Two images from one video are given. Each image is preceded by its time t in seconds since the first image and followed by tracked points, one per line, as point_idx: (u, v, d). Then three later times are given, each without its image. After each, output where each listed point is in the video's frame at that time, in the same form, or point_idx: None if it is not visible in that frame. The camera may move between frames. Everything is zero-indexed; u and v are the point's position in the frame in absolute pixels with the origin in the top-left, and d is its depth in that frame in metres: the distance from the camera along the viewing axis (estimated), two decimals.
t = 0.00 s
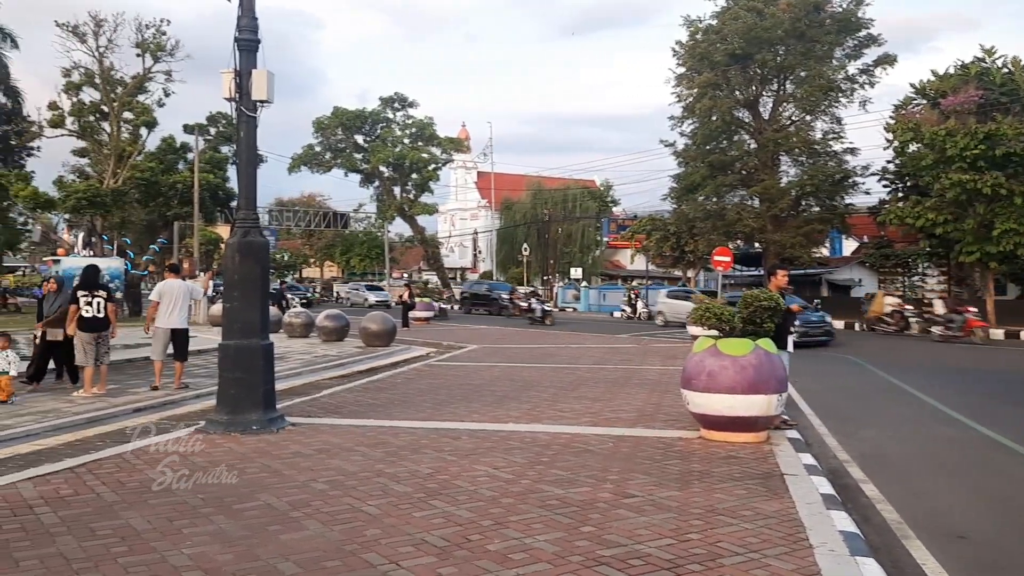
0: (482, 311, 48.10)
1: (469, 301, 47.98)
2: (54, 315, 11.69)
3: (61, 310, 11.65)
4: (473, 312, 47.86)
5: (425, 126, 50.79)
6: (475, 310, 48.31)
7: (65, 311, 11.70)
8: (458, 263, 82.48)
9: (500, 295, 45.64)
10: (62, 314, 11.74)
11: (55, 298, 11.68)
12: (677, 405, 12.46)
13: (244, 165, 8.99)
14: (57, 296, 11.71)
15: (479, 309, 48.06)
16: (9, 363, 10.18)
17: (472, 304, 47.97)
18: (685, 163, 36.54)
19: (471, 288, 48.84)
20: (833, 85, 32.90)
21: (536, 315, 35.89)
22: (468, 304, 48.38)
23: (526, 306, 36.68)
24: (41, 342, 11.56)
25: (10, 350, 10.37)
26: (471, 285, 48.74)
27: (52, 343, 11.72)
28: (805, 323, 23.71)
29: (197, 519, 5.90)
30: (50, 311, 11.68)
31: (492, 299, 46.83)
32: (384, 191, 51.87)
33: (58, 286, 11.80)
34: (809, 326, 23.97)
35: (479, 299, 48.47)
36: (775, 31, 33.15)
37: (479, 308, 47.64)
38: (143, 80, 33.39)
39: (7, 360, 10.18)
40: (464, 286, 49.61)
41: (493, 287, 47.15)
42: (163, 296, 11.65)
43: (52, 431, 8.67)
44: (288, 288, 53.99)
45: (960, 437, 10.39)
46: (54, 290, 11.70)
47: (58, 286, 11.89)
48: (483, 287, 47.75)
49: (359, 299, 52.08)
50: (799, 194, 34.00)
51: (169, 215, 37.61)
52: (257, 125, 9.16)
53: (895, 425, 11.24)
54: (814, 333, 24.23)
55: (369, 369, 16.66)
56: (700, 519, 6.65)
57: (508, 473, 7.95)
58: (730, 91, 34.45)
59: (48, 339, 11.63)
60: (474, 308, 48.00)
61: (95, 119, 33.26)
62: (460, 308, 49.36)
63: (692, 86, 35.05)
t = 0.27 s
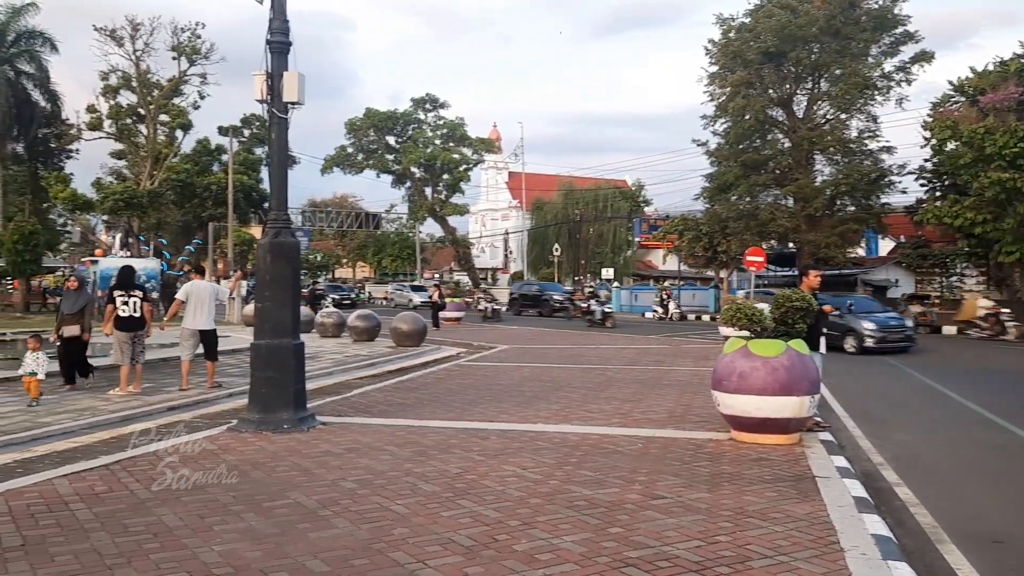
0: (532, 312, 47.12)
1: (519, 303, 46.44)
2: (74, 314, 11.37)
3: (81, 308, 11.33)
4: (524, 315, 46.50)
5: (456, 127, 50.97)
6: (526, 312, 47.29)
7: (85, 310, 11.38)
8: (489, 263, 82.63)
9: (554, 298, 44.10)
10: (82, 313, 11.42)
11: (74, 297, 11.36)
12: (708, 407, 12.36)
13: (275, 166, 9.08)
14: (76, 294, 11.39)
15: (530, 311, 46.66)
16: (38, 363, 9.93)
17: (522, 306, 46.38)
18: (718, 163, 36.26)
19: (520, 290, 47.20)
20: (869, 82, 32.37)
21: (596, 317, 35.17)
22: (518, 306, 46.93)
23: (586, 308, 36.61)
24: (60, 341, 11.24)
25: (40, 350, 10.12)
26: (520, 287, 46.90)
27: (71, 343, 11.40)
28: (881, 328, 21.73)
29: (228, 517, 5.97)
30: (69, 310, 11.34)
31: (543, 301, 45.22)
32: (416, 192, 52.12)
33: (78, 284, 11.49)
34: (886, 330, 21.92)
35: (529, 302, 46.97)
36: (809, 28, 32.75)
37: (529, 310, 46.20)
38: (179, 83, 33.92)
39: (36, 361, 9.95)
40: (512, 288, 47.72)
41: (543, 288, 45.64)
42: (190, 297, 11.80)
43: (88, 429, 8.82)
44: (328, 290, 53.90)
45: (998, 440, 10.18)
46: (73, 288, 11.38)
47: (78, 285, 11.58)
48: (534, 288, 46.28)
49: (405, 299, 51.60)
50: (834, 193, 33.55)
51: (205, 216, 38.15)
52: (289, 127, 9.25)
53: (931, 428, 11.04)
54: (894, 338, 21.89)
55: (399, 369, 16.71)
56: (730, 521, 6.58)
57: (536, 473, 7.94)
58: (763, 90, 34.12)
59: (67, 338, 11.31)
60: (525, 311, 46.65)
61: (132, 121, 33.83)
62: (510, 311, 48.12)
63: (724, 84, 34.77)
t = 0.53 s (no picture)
0: (574, 312, 46.33)
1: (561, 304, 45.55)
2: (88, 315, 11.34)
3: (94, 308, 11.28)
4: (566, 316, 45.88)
5: (478, 128, 51.03)
6: (568, 312, 46.55)
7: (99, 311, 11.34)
8: (511, 263, 82.66)
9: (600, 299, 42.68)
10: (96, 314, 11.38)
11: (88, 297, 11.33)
12: (729, 408, 12.27)
13: (296, 167, 9.16)
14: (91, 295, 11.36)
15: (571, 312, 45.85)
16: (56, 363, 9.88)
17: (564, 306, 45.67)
18: (741, 162, 36.03)
19: (561, 290, 46.63)
20: (894, 80, 31.97)
21: (647, 318, 34.03)
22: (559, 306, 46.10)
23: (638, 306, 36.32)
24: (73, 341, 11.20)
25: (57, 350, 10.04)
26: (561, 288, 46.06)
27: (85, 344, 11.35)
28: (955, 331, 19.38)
29: (248, 515, 6.02)
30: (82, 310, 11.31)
31: (585, 302, 44.33)
32: (438, 192, 52.26)
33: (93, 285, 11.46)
34: (961, 335, 19.36)
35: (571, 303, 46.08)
36: (834, 26, 32.45)
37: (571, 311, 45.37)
38: (204, 84, 34.26)
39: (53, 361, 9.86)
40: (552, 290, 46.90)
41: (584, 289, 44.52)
42: (206, 298, 11.90)
43: (111, 427, 8.92)
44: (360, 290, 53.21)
45: None
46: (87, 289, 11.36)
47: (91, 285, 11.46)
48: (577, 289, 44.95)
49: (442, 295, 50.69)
50: (859, 192, 33.21)
51: (229, 216, 38.49)
52: (309, 128, 9.31)
53: (956, 429, 10.89)
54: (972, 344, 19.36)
55: (420, 369, 16.73)
56: (749, 522, 6.54)
57: (555, 473, 7.93)
58: (787, 89, 33.84)
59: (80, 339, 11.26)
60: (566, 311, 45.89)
61: (158, 123, 34.24)
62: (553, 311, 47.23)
63: (748, 83, 34.54)
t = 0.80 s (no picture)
0: (624, 313, 44.42)
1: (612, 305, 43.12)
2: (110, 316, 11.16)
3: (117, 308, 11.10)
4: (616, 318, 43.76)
5: (506, 128, 51.09)
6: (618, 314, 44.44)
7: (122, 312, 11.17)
8: (538, 263, 82.61)
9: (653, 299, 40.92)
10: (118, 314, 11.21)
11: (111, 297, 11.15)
12: (757, 409, 12.16)
13: (323, 168, 9.23)
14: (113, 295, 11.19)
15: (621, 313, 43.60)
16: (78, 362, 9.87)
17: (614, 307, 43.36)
18: (771, 161, 35.71)
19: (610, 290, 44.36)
20: (927, 78, 31.48)
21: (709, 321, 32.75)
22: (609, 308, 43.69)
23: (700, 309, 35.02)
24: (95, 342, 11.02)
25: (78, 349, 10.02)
26: (610, 289, 43.69)
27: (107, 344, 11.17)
28: None
29: (274, 513, 6.08)
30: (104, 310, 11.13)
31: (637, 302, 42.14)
32: (466, 192, 52.39)
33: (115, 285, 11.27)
34: None
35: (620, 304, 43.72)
36: (866, 24, 32.07)
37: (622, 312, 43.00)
38: (236, 86, 34.68)
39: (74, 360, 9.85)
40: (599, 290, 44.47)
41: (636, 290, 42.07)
42: (234, 298, 12.01)
43: (142, 426, 9.05)
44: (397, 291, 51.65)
45: None
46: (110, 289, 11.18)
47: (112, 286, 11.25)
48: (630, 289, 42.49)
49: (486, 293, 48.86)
50: (891, 191, 32.77)
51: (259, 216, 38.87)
52: (336, 129, 9.38)
53: (989, 432, 10.69)
54: None
55: (447, 369, 16.73)
56: (776, 525, 6.48)
57: (580, 473, 7.92)
58: (817, 87, 33.48)
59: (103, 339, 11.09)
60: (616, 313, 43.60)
61: (189, 125, 34.71)
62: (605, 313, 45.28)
63: (777, 82, 34.24)
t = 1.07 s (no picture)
0: (688, 314, 42.92)
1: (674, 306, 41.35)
2: (142, 316, 11.34)
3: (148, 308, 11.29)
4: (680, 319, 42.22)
5: (545, 128, 51.01)
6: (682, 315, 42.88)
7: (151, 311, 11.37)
8: (577, 263, 82.40)
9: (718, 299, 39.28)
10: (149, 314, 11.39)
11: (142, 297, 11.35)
12: (799, 411, 11.98)
13: (362, 169, 9.27)
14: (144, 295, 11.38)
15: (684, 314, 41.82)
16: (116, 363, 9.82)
17: (678, 308, 41.68)
18: (814, 160, 35.16)
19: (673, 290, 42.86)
20: (976, 74, 30.69)
21: (786, 324, 31.49)
22: (672, 308, 41.89)
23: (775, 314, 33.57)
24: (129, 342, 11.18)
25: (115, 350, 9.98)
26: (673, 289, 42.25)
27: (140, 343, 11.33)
28: None
29: (313, 511, 6.13)
30: (137, 311, 11.33)
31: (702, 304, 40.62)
32: (505, 193, 52.45)
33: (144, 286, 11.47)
34: None
35: (685, 305, 42.11)
36: (912, 19, 31.41)
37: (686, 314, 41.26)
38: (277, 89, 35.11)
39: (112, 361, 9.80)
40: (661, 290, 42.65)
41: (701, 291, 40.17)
42: (273, 300, 12.11)
43: (186, 424, 9.20)
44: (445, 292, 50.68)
45: None
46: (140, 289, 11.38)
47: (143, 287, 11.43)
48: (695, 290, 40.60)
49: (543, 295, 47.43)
50: (938, 190, 32.03)
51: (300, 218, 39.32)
52: (375, 130, 9.44)
53: None
54: None
55: (485, 370, 16.71)
56: (818, 529, 6.36)
57: (619, 475, 7.86)
58: (861, 85, 32.84)
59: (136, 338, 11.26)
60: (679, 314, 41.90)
61: (232, 127, 35.19)
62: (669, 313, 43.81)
63: (821, 80, 33.70)
